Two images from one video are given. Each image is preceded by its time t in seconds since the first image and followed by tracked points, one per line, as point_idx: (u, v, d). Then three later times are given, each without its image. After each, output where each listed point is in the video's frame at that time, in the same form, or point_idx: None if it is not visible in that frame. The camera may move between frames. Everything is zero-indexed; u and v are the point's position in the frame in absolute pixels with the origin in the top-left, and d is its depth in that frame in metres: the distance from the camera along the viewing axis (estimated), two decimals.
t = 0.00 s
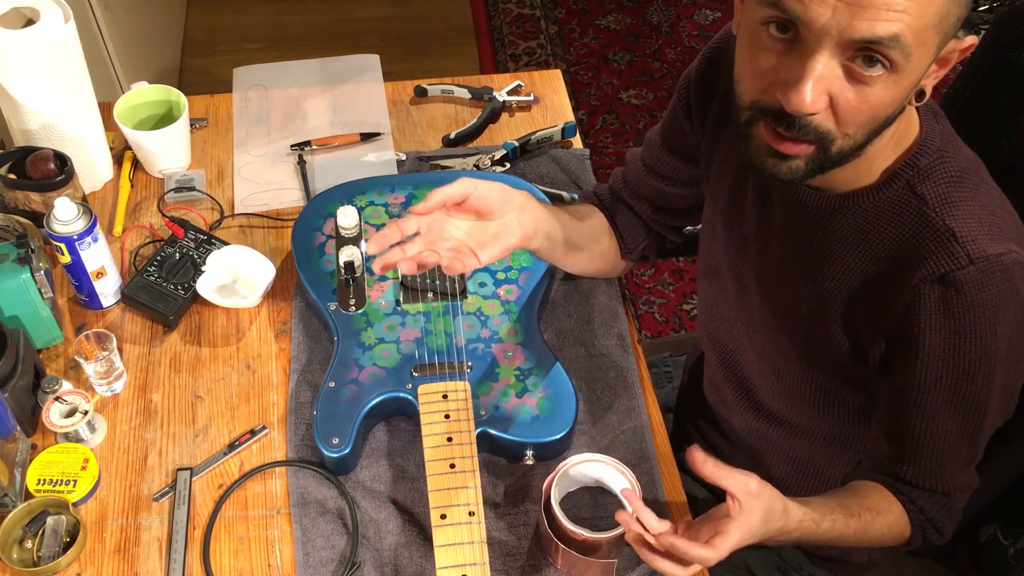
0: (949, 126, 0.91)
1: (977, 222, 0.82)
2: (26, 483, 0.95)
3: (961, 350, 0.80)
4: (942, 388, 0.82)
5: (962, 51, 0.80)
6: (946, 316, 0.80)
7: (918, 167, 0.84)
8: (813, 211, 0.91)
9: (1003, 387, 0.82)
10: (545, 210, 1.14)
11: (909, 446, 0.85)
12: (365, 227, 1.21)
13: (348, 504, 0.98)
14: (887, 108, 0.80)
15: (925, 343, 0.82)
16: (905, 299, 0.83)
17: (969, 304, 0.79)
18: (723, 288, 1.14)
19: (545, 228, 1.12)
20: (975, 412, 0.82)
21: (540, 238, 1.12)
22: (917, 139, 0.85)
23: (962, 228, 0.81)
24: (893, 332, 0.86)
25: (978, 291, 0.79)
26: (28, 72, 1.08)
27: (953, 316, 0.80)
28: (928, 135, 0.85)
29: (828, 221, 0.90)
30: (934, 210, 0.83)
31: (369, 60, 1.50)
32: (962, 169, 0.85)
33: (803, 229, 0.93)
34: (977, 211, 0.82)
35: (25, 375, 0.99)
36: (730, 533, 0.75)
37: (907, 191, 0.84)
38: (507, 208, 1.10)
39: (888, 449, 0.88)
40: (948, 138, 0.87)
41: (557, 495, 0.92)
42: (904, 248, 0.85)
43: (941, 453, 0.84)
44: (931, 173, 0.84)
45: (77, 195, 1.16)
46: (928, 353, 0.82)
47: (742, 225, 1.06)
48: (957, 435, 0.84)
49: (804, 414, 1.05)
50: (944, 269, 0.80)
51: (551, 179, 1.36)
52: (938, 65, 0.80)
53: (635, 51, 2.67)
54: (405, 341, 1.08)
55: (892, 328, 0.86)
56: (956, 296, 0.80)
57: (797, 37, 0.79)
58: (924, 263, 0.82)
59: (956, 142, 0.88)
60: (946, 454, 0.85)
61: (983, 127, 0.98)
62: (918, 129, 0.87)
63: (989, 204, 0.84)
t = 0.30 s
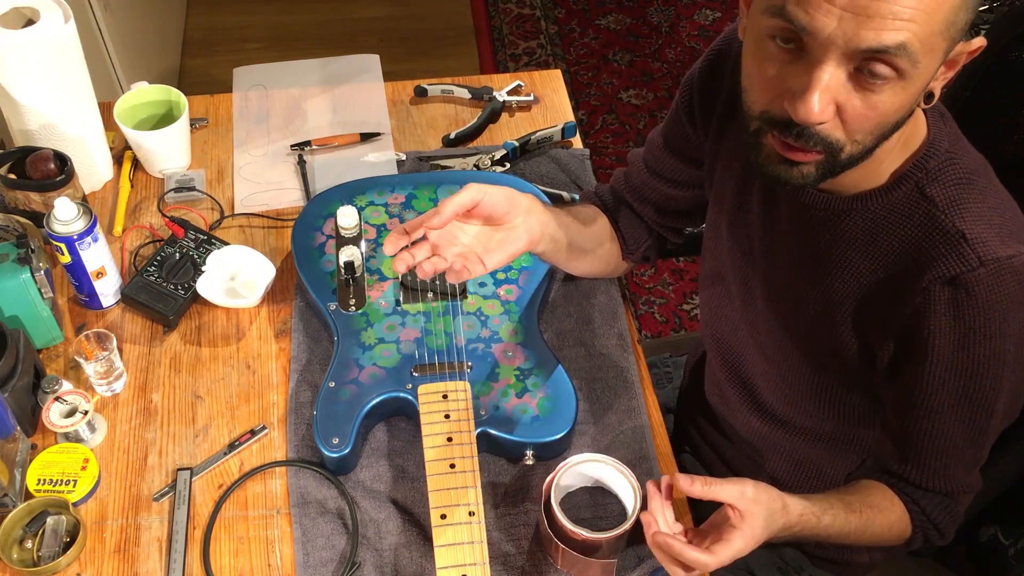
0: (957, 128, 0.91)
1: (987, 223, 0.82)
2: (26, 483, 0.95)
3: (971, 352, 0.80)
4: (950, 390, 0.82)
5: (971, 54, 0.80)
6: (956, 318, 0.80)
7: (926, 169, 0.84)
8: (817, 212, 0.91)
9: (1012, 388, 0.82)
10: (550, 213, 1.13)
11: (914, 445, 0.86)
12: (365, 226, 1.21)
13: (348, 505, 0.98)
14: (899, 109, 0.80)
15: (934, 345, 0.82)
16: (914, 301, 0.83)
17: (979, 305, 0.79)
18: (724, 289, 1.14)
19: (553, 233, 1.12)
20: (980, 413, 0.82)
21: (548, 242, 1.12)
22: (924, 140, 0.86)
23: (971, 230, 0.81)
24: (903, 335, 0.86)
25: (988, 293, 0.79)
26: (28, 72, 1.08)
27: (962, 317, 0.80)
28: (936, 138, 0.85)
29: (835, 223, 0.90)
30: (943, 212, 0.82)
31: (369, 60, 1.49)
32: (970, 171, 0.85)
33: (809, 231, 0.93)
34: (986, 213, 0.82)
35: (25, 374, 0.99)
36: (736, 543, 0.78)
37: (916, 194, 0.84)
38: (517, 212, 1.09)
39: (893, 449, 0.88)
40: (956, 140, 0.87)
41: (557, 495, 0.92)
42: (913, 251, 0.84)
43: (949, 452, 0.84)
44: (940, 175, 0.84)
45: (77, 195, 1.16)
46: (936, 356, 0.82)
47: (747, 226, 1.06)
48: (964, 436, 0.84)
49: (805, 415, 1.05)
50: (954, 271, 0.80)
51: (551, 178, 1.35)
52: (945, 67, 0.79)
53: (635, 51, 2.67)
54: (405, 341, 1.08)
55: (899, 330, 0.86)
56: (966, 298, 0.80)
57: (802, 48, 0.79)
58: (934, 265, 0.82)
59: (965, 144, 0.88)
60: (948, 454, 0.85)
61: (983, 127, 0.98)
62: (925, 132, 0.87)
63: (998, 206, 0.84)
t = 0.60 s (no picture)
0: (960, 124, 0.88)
1: (994, 218, 0.81)
2: (26, 483, 0.95)
3: (977, 347, 0.80)
4: (954, 386, 0.82)
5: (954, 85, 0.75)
6: (963, 313, 0.80)
7: (934, 163, 0.83)
8: (822, 207, 0.90)
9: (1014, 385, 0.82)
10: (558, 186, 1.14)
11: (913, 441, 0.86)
12: (364, 226, 1.20)
13: (348, 505, 0.98)
14: (865, 126, 0.77)
15: (940, 341, 0.81)
16: (920, 296, 0.83)
17: (986, 301, 0.79)
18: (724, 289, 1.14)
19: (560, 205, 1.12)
20: (984, 410, 0.82)
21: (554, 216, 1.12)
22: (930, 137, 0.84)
23: (978, 225, 0.80)
24: (908, 330, 0.85)
25: (997, 288, 0.79)
26: (29, 72, 1.08)
27: (969, 313, 0.80)
28: (942, 133, 0.84)
29: (841, 217, 0.89)
30: (950, 207, 0.82)
31: (369, 60, 1.49)
32: (977, 165, 0.84)
33: (813, 229, 0.93)
34: (992, 208, 0.82)
35: (25, 375, 0.99)
36: (719, 510, 0.80)
37: (923, 188, 0.83)
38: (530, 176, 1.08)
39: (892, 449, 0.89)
40: (962, 135, 0.86)
41: (557, 496, 0.93)
42: (917, 246, 0.84)
43: (948, 450, 0.85)
44: (947, 170, 0.83)
45: (77, 195, 1.16)
46: (942, 352, 0.81)
47: (747, 226, 1.05)
48: (967, 432, 0.84)
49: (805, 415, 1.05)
50: (961, 266, 0.80)
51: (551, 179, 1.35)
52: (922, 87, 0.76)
53: (635, 51, 2.67)
54: (405, 341, 1.08)
55: (904, 326, 0.86)
56: (973, 292, 0.79)
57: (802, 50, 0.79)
58: (940, 260, 0.82)
59: (969, 139, 0.87)
60: (949, 452, 0.85)
61: (984, 127, 0.98)
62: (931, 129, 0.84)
63: (1003, 201, 0.83)
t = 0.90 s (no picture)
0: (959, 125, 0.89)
1: (991, 222, 0.81)
2: (26, 483, 0.95)
3: (973, 351, 0.80)
4: (950, 389, 0.82)
5: (924, 102, 0.76)
6: (958, 316, 0.80)
7: (932, 165, 0.83)
8: (821, 206, 0.90)
9: (1010, 391, 0.82)
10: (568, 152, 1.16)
11: (908, 444, 0.86)
12: (364, 226, 1.21)
13: (348, 505, 0.98)
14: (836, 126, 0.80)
15: (935, 343, 0.81)
16: (916, 298, 0.83)
17: (982, 304, 0.79)
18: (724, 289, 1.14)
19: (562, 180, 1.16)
20: (983, 412, 0.82)
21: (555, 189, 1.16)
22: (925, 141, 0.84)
23: (975, 228, 0.80)
24: (905, 332, 0.85)
25: (992, 293, 0.78)
26: (29, 73, 1.08)
27: (964, 316, 0.79)
28: (940, 135, 0.84)
29: (838, 217, 0.89)
30: (948, 209, 0.82)
31: (369, 60, 1.49)
32: (975, 168, 0.84)
33: (812, 229, 0.92)
34: (989, 211, 0.82)
35: (25, 375, 0.99)
36: (699, 491, 0.81)
37: (920, 190, 0.83)
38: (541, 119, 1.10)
39: (891, 449, 0.89)
40: (960, 137, 0.86)
41: (557, 495, 0.93)
42: (915, 248, 0.84)
43: (943, 452, 0.85)
44: (945, 172, 0.83)
45: (77, 195, 1.16)
46: (937, 355, 0.81)
47: (744, 223, 1.05)
48: (965, 434, 0.84)
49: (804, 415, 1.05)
50: (958, 269, 0.80)
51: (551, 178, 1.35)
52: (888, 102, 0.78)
53: (635, 51, 2.67)
54: (405, 341, 1.08)
55: (900, 328, 0.86)
56: (968, 296, 0.79)
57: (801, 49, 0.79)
58: (937, 262, 0.81)
59: (968, 141, 0.87)
60: (951, 452, 0.85)
61: (986, 127, 0.98)
62: (929, 130, 0.85)
63: (1001, 204, 0.83)
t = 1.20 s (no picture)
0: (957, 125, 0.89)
1: (987, 224, 0.81)
2: (26, 483, 0.95)
3: (967, 354, 0.80)
4: (946, 391, 0.82)
5: (909, 110, 0.76)
6: (953, 319, 0.80)
7: (928, 166, 0.82)
8: (819, 207, 0.90)
9: (1007, 393, 0.82)
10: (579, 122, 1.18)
11: (905, 447, 0.86)
12: (364, 226, 1.20)
13: (348, 505, 0.98)
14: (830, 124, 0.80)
15: (931, 346, 0.81)
16: (911, 300, 0.83)
17: (977, 307, 0.78)
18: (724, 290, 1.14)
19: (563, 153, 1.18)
20: (981, 414, 0.82)
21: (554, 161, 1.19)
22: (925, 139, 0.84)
23: (971, 230, 0.80)
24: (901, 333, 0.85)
25: (985, 295, 0.78)
26: (29, 73, 1.08)
27: (958, 318, 0.79)
28: (937, 136, 0.83)
29: (835, 217, 0.89)
30: (944, 211, 0.81)
31: (369, 60, 1.49)
32: (973, 169, 0.84)
33: (811, 230, 0.92)
34: (985, 213, 0.82)
35: (25, 375, 0.99)
36: (690, 491, 0.81)
37: (917, 191, 0.83)
38: (550, 80, 1.13)
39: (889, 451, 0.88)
40: (958, 138, 0.86)
41: (557, 496, 0.92)
42: (912, 250, 0.84)
43: (940, 455, 0.85)
44: (941, 173, 0.82)
45: (77, 194, 1.16)
46: (932, 357, 0.81)
47: (740, 224, 1.04)
48: (963, 438, 0.84)
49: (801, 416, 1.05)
50: (952, 271, 0.79)
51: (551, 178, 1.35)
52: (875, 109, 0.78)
53: (635, 51, 2.67)
54: (405, 341, 1.08)
55: (896, 330, 0.86)
56: (962, 298, 0.79)
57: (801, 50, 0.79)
58: (932, 264, 0.81)
59: (966, 143, 0.86)
60: (952, 454, 0.85)
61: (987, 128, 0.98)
62: (926, 129, 0.84)
63: (998, 206, 0.83)
